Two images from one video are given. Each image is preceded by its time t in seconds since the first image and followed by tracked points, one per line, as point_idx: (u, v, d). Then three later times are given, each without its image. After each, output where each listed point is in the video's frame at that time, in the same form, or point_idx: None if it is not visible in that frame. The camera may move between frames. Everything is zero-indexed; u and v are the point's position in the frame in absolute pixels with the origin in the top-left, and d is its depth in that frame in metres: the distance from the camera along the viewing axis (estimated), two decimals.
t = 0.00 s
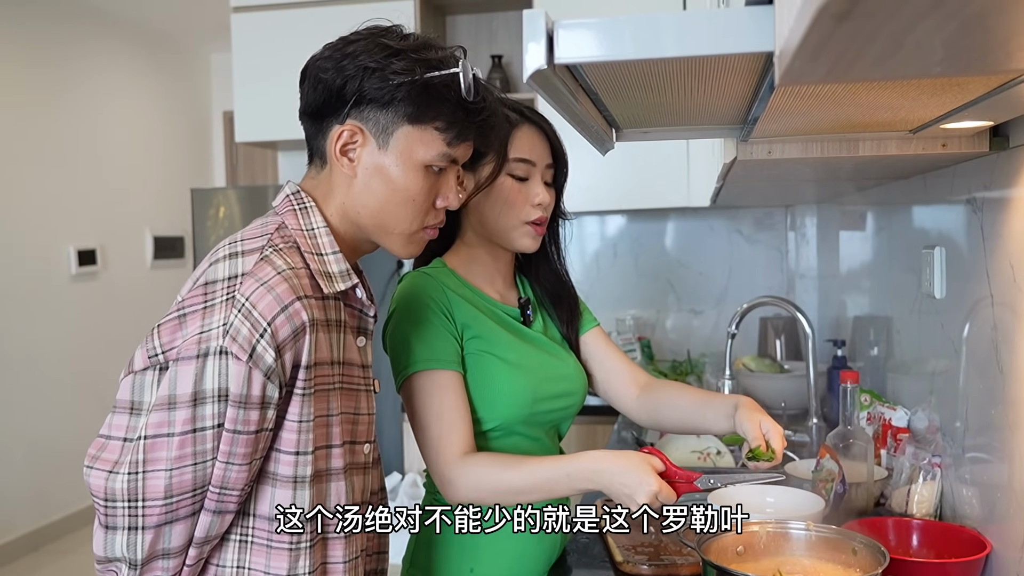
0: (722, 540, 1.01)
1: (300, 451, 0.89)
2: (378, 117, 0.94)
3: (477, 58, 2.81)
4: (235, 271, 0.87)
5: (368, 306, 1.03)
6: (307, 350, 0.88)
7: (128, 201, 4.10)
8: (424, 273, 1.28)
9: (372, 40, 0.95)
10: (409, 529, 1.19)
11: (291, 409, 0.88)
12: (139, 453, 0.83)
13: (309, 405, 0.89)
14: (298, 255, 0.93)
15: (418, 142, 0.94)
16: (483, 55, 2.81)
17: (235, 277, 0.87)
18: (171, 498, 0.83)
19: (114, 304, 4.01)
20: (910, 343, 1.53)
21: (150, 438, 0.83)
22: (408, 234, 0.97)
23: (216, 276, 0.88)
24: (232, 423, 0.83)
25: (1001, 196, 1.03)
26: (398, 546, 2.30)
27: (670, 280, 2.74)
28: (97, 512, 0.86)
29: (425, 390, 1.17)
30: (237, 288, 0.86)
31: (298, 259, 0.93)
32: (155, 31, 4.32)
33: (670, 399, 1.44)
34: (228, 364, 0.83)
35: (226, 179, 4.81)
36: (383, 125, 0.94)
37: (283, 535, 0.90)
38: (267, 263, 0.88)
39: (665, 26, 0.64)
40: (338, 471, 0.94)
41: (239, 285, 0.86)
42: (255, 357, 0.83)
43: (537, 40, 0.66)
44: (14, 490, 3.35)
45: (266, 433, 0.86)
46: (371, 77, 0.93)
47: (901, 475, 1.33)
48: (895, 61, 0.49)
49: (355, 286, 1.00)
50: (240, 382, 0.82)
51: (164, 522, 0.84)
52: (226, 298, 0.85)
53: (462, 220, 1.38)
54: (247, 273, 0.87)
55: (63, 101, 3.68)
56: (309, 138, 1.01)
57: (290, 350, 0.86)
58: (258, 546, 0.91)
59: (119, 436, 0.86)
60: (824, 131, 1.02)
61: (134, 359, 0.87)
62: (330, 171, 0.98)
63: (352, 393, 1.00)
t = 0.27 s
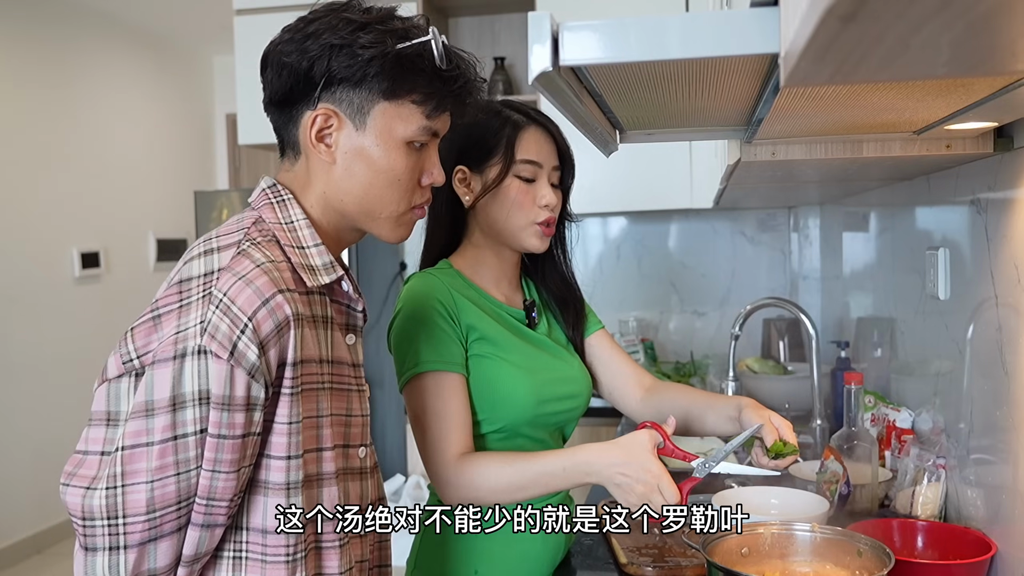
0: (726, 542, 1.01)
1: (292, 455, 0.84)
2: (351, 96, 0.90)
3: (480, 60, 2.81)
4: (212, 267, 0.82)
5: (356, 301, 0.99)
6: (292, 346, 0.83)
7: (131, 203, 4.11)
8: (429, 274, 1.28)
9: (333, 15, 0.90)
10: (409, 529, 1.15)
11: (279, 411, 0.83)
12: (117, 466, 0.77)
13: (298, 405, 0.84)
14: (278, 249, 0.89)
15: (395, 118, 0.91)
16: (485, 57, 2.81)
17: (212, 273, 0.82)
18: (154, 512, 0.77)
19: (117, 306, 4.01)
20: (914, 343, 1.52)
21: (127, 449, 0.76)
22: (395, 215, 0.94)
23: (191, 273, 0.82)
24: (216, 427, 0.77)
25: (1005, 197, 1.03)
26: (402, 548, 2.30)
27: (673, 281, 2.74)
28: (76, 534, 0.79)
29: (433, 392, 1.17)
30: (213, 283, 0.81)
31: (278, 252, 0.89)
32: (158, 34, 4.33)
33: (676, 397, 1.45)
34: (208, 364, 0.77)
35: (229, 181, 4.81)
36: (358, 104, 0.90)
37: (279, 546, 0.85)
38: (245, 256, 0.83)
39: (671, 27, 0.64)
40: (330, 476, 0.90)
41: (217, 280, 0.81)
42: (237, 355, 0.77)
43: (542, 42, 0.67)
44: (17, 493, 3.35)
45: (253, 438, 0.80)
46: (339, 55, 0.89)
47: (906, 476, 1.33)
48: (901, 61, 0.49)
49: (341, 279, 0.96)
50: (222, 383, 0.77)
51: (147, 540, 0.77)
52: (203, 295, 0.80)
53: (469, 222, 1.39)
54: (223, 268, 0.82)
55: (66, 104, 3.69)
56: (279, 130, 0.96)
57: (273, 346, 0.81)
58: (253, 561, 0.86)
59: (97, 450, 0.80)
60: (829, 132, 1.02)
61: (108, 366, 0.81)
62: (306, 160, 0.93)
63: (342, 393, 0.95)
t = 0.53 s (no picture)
0: (730, 545, 1.01)
1: (271, 473, 0.81)
2: (345, 97, 0.89)
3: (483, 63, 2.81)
4: (182, 273, 0.80)
5: (343, 312, 0.98)
6: (266, 356, 0.79)
7: (135, 206, 4.12)
8: (434, 277, 1.29)
9: (329, 14, 0.91)
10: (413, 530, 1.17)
11: (255, 425, 0.80)
12: (75, 485, 0.73)
13: (276, 420, 0.81)
14: (257, 255, 0.87)
15: (391, 121, 0.90)
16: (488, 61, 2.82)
17: (182, 278, 0.79)
18: (114, 537, 0.73)
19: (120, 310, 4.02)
20: (918, 347, 1.52)
21: (86, 465, 0.73)
22: (388, 225, 0.92)
23: (160, 279, 0.80)
24: (182, 441, 0.73)
25: (1010, 200, 1.02)
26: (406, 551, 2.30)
27: (677, 285, 2.74)
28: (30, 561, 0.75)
29: (445, 394, 1.18)
30: (182, 288, 0.78)
31: (257, 259, 0.87)
32: (163, 37, 4.35)
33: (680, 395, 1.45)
34: (174, 372, 0.73)
35: (233, 184, 4.83)
36: (352, 105, 0.89)
37: (261, 571, 0.82)
38: (218, 261, 0.81)
39: (676, 31, 0.64)
40: (317, 497, 0.86)
41: (185, 285, 0.78)
42: (205, 362, 0.74)
43: (548, 46, 0.67)
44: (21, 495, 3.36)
45: (224, 453, 0.77)
46: (334, 53, 0.89)
47: (910, 480, 1.33)
48: (906, 66, 0.50)
49: (325, 288, 0.94)
50: (188, 393, 0.73)
51: (108, 566, 0.73)
52: (170, 300, 0.77)
53: (471, 224, 1.39)
54: (194, 272, 0.79)
55: (70, 107, 3.70)
56: (268, 132, 0.95)
57: (246, 354, 0.78)
58: None
59: (54, 469, 0.75)
60: (833, 136, 1.02)
61: (67, 379, 0.78)
62: (296, 165, 0.92)
63: (327, 409, 0.93)
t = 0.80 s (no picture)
0: (736, 548, 1.01)
1: (224, 483, 0.78)
2: (333, 84, 0.88)
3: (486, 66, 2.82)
4: (147, 275, 0.80)
5: (328, 315, 0.94)
6: (228, 359, 0.78)
7: (137, 209, 4.13)
8: (437, 280, 1.29)
9: (313, 3, 0.90)
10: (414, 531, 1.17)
11: (213, 433, 0.78)
12: (29, 494, 0.72)
13: (236, 426, 0.79)
14: (233, 257, 0.86)
15: (381, 109, 0.89)
16: (491, 64, 2.82)
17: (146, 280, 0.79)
18: (68, 548, 0.72)
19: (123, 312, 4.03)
20: (920, 350, 1.52)
21: (41, 474, 0.72)
22: (379, 217, 0.91)
23: (125, 283, 0.80)
24: (136, 449, 0.72)
25: (1012, 204, 1.03)
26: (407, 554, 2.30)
27: (679, 288, 2.74)
28: None
29: (448, 398, 1.18)
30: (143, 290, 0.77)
31: (231, 260, 0.85)
32: (167, 40, 4.36)
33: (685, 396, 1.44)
34: (128, 377, 0.73)
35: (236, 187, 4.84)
36: (340, 93, 0.88)
37: None
38: (183, 262, 0.80)
39: (680, 35, 0.65)
40: (273, 510, 0.83)
41: (147, 287, 0.77)
42: (160, 366, 0.73)
43: (553, 51, 0.68)
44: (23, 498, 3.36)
45: (184, 462, 0.75)
46: (320, 39, 0.88)
47: (914, 483, 1.33)
48: (910, 71, 0.50)
49: (308, 290, 0.92)
50: (142, 398, 0.72)
51: None
52: (130, 302, 0.77)
53: (474, 228, 1.39)
54: (157, 274, 0.79)
55: (74, 110, 3.71)
56: (254, 128, 0.94)
57: (206, 358, 0.76)
58: None
59: (19, 477, 0.75)
60: (836, 139, 1.02)
61: (32, 386, 0.77)
62: (283, 160, 0.91)
63: (306, 419, 0.89)
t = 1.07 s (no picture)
0: (736, 549, 1.01)
1: (234, 490, 0.78)
2: (329, 81, 0.88)
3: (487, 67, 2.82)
4: (155, 283, 0.80)
5: (334, 317, 0.94)
6: (240, 368, 0.78)
7: (139, 210, 4.13)
8: (438, 282, 1.29)
9: None
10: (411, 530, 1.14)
11: (223, 440, 0.78)
12: (44, 504, 0.73)
13: (246, 434, 0.79)
14: (239, 261, 0.87)
15: (378, 106, 0.89)
16: (492, 65, 2.82)
17: (154, 289, 0.79)
18: (84, 556, 0.73)
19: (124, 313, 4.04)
20: (921, 351, 1.52)
21: (55, 484, 0.73)
22: (380, 214, 0.91)
23: (132, 291, 0.80)
24: (150, 460, 0.73)
25: (1013, 206, 1.03)
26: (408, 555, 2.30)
27: (680, 290, 2.74)
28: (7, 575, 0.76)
29: (447, 401, 1.18)
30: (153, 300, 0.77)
31: (237, 264, 0.86)
32: (169, 42, 4.37)
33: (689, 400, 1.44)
34: (141, 389, 0.73)
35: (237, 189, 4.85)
36: (337, 91, 0.88)
37: None
38: (192, 270, 0.80)
39: (681, 35, 0.65)
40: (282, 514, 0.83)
41: (156, 297, 0.77)
42: (173, 378, 0.73)
43: (554, 52, 0.68)
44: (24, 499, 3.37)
45: (196, 470, 0.76)
46: (315, 37, 0.88)
47: (914, 484, 1.33)
48: (910, 72, 0.50)
49: (313, 292, 0.92)
50: (154, 410, 0.72)
51: None
52: (140, 312, 0.77)
53: (476, 229, 1.39)
54: (166, 283, 0.79)
55: (75, 111, 3.72)
56: (251, 125, 0.94)
57: (217, 368, 0.76)
58: None
59: (31, 486, 0.76)
60: (836, 141, 1.02)
61: (42, 394, 0.78)
62: (282, 158, 0.91)
63: (314, 419, 0.89)
